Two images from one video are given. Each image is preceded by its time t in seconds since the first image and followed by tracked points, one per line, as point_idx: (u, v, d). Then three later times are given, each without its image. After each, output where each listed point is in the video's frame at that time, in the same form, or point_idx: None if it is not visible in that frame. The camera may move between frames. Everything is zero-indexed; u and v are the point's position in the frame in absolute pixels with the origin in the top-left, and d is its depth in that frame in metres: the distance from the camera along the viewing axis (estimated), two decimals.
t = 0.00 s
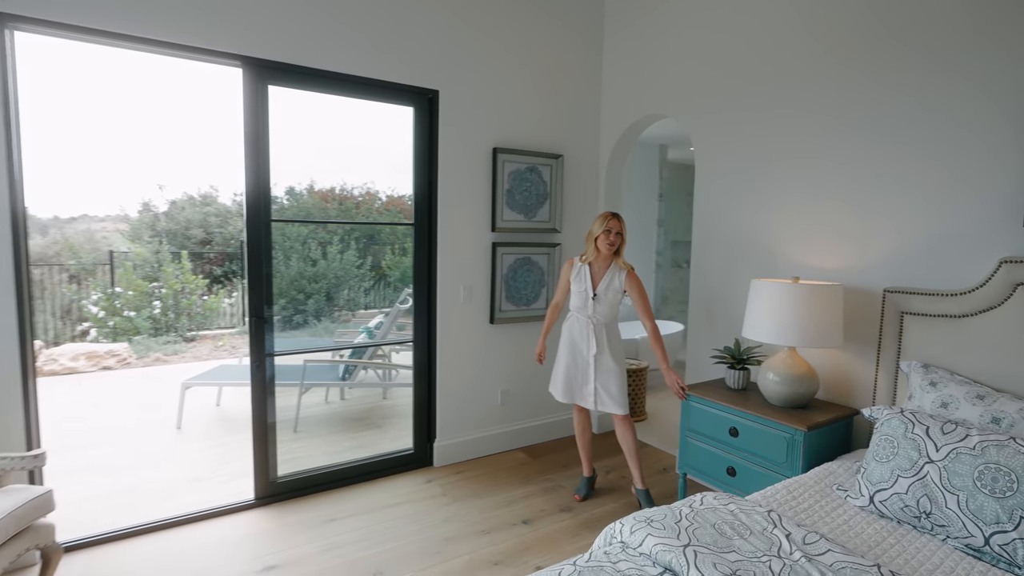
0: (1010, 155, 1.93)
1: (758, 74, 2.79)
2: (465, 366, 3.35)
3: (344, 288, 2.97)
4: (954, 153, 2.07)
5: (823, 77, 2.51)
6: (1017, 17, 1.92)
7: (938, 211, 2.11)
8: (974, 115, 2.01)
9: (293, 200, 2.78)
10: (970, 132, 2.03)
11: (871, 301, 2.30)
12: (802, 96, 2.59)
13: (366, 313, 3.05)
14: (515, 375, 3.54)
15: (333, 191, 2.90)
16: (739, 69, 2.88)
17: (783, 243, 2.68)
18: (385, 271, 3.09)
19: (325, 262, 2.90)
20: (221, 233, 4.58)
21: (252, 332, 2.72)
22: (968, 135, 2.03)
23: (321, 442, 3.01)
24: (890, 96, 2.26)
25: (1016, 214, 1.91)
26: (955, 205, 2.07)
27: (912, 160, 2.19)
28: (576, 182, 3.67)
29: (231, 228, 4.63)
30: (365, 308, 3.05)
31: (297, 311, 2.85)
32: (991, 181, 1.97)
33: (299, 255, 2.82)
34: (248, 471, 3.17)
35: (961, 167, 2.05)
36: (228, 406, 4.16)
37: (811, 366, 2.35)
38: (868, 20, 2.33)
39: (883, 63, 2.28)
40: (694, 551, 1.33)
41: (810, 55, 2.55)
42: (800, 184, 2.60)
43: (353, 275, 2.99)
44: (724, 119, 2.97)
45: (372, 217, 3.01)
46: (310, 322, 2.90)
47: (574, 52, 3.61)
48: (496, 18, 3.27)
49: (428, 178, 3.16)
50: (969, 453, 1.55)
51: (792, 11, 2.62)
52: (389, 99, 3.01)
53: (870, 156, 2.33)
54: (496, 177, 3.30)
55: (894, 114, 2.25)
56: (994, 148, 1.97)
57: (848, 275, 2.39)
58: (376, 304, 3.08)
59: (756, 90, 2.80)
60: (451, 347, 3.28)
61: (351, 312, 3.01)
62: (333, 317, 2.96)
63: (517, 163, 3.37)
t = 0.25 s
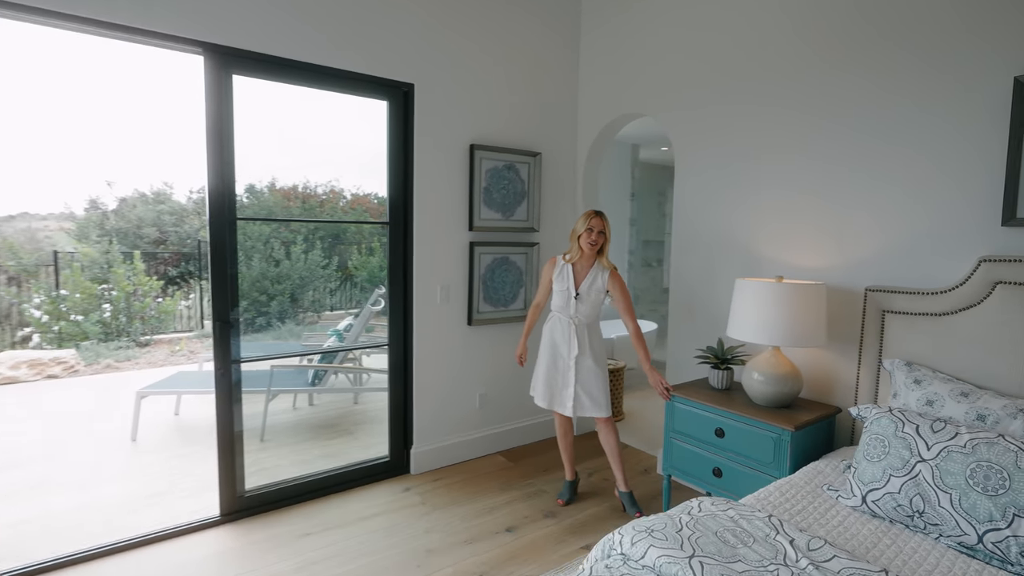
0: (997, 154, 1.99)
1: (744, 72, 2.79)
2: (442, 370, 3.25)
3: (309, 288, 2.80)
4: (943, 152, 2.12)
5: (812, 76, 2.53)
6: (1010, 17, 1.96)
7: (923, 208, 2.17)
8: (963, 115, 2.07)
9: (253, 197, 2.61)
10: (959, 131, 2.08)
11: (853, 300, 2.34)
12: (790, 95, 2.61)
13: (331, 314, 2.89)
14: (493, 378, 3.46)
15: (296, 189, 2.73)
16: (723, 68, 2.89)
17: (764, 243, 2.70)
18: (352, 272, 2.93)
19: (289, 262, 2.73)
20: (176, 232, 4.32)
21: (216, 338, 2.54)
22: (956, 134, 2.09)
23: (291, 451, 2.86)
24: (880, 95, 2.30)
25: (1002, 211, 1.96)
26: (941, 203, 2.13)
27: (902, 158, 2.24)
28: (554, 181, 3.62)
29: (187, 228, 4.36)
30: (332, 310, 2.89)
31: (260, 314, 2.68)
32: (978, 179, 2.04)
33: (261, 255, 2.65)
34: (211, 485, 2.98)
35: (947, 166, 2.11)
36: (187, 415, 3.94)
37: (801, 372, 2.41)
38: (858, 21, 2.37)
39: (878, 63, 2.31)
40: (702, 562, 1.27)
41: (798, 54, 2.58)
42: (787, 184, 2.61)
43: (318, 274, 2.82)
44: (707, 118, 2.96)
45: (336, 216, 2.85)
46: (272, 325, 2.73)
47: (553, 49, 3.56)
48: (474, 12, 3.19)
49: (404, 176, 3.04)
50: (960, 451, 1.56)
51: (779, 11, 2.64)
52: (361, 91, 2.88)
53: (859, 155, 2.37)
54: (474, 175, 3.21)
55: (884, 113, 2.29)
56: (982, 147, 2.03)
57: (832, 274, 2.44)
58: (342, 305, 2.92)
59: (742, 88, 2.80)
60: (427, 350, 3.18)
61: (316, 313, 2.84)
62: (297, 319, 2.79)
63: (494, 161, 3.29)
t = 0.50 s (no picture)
0: (990, 155, 2.01)
1: (735, 72, 2.77)
2: (426, 375, 3.15)
3: (281, 291, 2.66)
4: (937, 152, 2.13)
5: (805, 75, 2.52)
6: (1005, 18, 1.98)
7: (915, 208, 2.19)
8: (957, 115, 2.08)
9: (221, 197, 2.45)
10: (953, 132, 2.09)
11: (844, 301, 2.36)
12: (782, 95, 2.60)
13: (304, 317, 2.75)
14: (478, 383, 3.38)
15: (266, 188, 2.58)
16: (713, 67, 2.86)
17: (753, 244, 2.69)
18: (326, 274, 2.79)
19: (260, 263, 2.59)
20: (139, 233, 4.09)
21: (187, 348, 2.40)
22: (949, 134, 2.10)
23: (266, 463, 2.72)
24: (873, 95, 2.31)
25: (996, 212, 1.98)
26: (933, 203, 2.14)
27: (896, 159, 2.25)
28: (539, 182, 3.56)
29: (150, 228, 4.14)
30: (304, 313, 2.74)
31: (229, 317, 2.53)
32: (972, 180, 2.05)
33: (231, 256, 2.50)
34: (182, 502, 2.82)
35: (941, 167, 2.13)
36: (154, 425, 3.75)
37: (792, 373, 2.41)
38: (851, 21, 2.37)
39: (875, 64, 2.30)
40: None
41: (789, 54, 2.57)
42: (778, 185, 2.61)
43: (290, 276, 2.68)
44: (695, 118, 2.94)
45: (308, 216, 2.71)
46: (241, 330, 2.58)
47: (538, 46, 3.50)
48: (459, 6, 3.10)
49: (385, 175, 2.93)
50: (960, 457, 1.55)
51: (771, 11, 2.63)
52: (339, 87, 2.76)
53: (852, 155, 2.37)
54: (458, 174, 3.12)
55: (877, 113, 2.29)
56: (976, 148, 2.04)
57: (823, 275, 2.44)
58: (315, 307, 2.78)
59: (733, 87, 2.78)
60: (411, 355, 3.08)
61: (288, 316, 2.70)
62: (268, 322, 2.65)
63: (478, 160, 3.21)
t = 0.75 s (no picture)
0: (994, 155, 2.00)
1: (734, 71, 2.74)
2: (419, 379, 3.07)
3: (263, 291, 2.55)
4: (941, 152, 2.12)
5: (806, 74, 2.49)
6: (1008, 18, 1.97)
7: (920, 208, 2.17)
8: (961, 115, 2.07)
9: (200, 195, 2.33)
10: (957, 132, 2.08)
11: (846, 302, 2.34)
12: (782, 95, 2.58)
13: (287, 319, 2.64)
14: (471, 386, 3.31)
15: (247, 186, 2.47)
16: (711, 67, 2.83)
17: (751, 244, 2.67)
18: (309, 275, 2.68)
19: (241, 264, 2.47)
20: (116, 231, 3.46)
21: (168, 352, 2.28)
22: (953, 134, 2.09)
23: (251, 472, 2.60)
24: (876, 95, 2.28)
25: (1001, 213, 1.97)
26: (937, 203, 2.13)
27: (899, 159, 2.23)
28: (533, 181, 3.49)
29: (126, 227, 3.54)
30: (287, 314, 2.64)
31: (210, 319, 2.40)
32: (976, 180, 2.04)
33: (210, 255, 2.38)
34: (161, 515, 2.69)
35: (944, 167, 2.11)
36: (132, 433, 3.61)
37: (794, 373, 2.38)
38: (852, 22, 2.35)
39: (881, 65, 2.27)
40: None
41: (789, 53, 2.55)
42: (778, 187, 2.58)
43: (274, 276, 2.58)
44: (692, 117, 2.90)
45: (291, 216, 2.60)
46: (221, 333, 2.45)
47: (532, 43, 3.43)
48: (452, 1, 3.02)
49: (376, 173, 2.84)
50: (975, 461, 1.51)
51: (771, 10, 2.60)
52: (327, 80, 2.66)
53: (855, 155, 2.35)
54: (450, 173, 3.04)
55: (881, 113, 2.27)
56: (981, 148, 2.03)
57: (825, 275, 2.42)
58: (299, 308, 2.67)
59: (732, 86, 2.75)
60: (403, 358, 2.99)
61: (271, 317, 2.59)
62: (251, 324, 2.53)
63: (472, 158, 3.14)
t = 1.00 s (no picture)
0: (1008, 154, 1.96)
1: (740, 70, 2.69)
2: (423, 382, 3.00)
3: (258, 291, 2.44)
4: (952, 152, 2.08)
5: (815, 72, 2.44)
6: (1013, 14, 1.94)
7: (934, 210, 2.12)
8: (975, 114, 2.02)
9: (194, 196, 2.23)
10: (970, 131, 2.03)
11: (866, 303, 2.27)
12: (789, 93, 2.52)
13: (283, 320, 2.54)
14: (476, 389, 3.24)
15: (241, 185, 2.36)
16: (717, 65, 2.78)
17: (762, 242, 2.62)
18: (305, 274, 2.58)
19: (236, 263, 2.37)
20: (105, 230, 3.67)
21: (167, 357, 2.20)
22: (964, 132, 2.05)
23: (251, 477, 2.52)
24: (884, 92, 2.24)
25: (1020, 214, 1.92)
26: (951, 205, 2.08)
27: (909, 158, 2.18)
28: (538, 180, 3.43)
29: (117, 226, 3.74)
30: (283, 314, 2.53)
31: (204, 319, 2.30)
32: (990, 180, 2.00)
33: (203, 254, 2.27)
34: (159, 523, 2.61)
35: (958, 167, 2.07)
36: (127, 437, 3.52)
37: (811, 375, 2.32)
38: (861, 18, 2.30)
39: (881, 59, 2.25)
40: None
41: (796, 51, 2.50)
42: (787, 189, 2.53)
43: (269, 275, 2.47)
44: (700, 114, 2.85)
45: (285, 215, 2.49)
46: (216, 334, 2.35)
47: (537, 39, 3.36)
48: None
49: (379, 170, 2.76)
50: (1011, 468, 1.46)
51: (778, 6, 2.55)
52: (328, 75, 2.58)
53: (860, 153, 2.31)
54: (455, 170, 2.97)
55: (887, 111, 2.23)
56: (995, 147, 1.98)
57: (841, 274, 2.36)
58: (294, 309, 2.56)
59: (739, 85, 2.70)
60: (407, 360, 2.91)
61: (266, 318, 2.49)
62: (245, 325, 2.43)
63: (477, 156, 3.07)
